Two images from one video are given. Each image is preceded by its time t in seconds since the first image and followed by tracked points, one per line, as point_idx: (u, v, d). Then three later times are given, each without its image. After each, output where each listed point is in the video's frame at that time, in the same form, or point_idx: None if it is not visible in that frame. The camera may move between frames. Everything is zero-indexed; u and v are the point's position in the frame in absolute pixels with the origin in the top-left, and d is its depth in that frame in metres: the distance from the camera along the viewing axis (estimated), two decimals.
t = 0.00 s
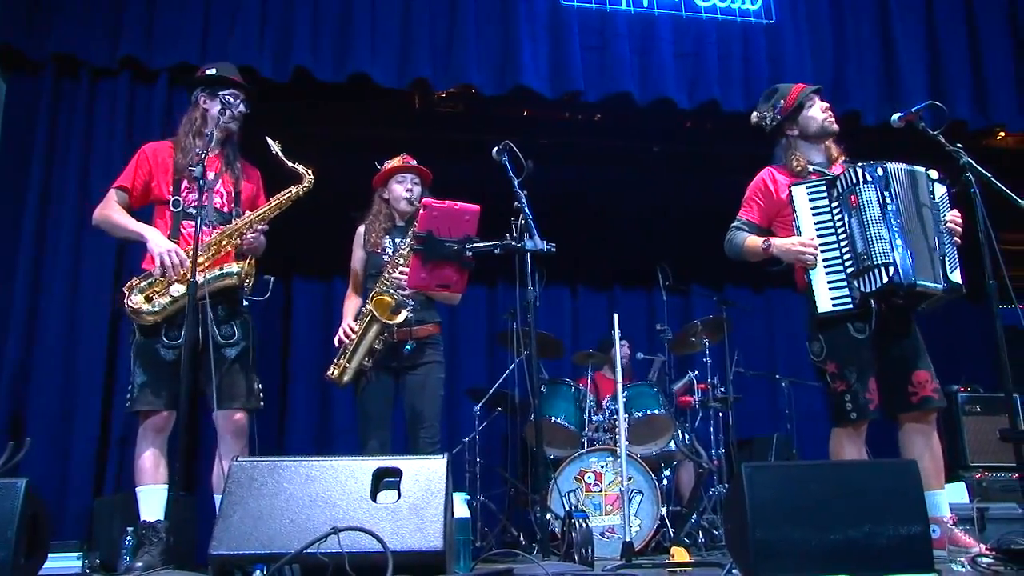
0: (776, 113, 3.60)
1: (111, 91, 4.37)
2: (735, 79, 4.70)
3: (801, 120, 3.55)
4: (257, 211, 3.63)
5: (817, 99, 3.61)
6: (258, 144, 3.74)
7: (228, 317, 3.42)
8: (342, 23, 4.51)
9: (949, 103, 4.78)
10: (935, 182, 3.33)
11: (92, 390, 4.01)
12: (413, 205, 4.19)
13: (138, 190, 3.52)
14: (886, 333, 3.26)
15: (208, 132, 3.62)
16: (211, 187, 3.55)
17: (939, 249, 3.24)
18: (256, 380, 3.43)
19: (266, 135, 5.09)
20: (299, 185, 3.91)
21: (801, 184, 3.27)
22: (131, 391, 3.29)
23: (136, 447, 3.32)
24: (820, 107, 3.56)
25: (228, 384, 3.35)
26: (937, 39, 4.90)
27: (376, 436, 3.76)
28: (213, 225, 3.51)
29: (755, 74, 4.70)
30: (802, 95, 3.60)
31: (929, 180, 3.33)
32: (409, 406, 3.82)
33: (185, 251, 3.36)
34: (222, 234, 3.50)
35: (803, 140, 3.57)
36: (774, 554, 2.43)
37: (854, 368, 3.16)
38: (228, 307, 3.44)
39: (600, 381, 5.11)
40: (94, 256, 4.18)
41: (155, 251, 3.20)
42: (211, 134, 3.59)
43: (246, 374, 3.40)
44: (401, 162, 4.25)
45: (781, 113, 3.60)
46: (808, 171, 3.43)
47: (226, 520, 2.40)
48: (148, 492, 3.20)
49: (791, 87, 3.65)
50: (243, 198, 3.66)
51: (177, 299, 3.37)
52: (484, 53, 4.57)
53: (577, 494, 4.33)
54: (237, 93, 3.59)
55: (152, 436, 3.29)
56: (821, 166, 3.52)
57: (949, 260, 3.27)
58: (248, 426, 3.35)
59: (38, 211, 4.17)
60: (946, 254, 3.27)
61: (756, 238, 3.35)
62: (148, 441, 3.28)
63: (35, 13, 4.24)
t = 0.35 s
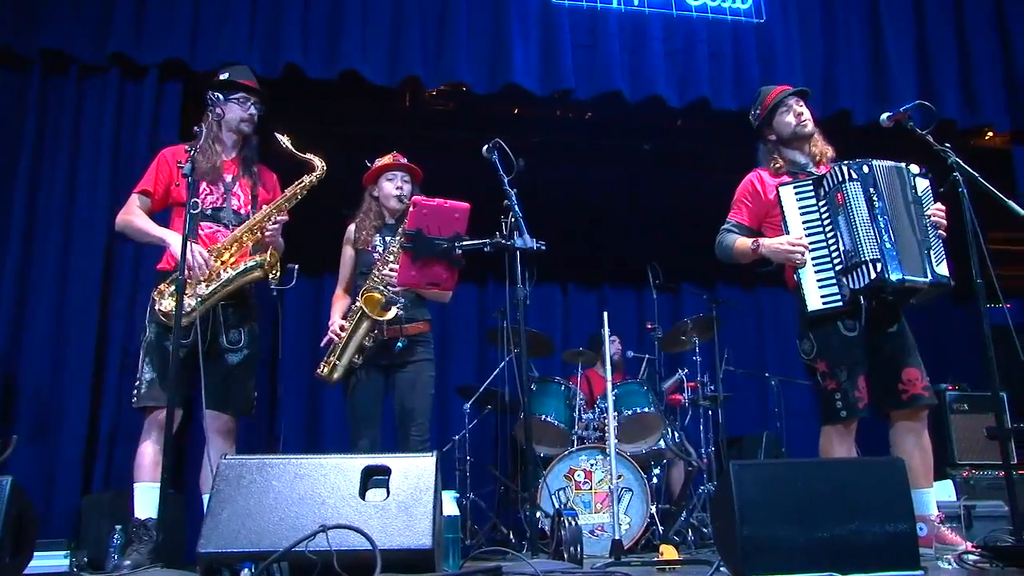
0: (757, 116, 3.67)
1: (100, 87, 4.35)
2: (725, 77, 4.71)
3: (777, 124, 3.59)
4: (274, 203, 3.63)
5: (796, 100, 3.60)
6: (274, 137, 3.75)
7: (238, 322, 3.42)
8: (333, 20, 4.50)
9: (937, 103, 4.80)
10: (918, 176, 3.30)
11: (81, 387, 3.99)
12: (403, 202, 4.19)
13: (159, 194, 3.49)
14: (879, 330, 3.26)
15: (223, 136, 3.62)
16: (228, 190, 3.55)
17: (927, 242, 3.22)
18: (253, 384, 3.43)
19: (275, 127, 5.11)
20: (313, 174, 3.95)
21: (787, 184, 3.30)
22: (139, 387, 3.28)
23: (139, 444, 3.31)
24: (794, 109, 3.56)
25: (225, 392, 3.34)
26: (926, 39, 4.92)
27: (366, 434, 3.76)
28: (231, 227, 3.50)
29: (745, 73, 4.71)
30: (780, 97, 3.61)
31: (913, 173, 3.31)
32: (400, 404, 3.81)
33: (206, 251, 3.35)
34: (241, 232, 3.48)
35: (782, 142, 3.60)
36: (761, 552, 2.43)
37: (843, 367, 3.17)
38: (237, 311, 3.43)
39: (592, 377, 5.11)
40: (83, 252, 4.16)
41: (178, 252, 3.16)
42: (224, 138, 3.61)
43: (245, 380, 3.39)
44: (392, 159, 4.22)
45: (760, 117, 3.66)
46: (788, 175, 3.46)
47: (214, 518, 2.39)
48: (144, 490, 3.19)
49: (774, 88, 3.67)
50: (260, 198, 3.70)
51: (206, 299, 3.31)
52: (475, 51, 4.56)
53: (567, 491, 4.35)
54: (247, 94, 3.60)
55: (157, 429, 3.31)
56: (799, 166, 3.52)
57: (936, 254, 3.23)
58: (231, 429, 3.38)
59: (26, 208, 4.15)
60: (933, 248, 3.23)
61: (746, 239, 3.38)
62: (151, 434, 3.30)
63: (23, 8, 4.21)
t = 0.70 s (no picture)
0: (752, 120, 3.68)
1: (90, 85, 4.32)
2: (716, 79, 4.71)
3: (772, 126, 3.59)
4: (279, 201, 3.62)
5: (790, 102, 3.61)
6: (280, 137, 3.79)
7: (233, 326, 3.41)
8: (324, 20, 4.50)
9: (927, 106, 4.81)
10: (911, 176, 3.29)
11: (68, 387, 3.97)
12: (393, 202, 4.19)
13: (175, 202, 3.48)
14: (873, 331, 3.23)
15: (232, 141, 3.62)
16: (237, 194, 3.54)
17: (920, 240, 3.22)
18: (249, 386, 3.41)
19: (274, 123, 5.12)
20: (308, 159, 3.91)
21: (783, 187, 3.30)
22: (134, 384, 3.25)
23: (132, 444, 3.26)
24: (789, 111, 3.56)
25: (222, 391, 3.33)
26: (916, 42, 4.93)
27: (356, 435, 3.75)
28: (239, 230, 3.49)
29: (736, 75, 4.72)
30: (774, 100, 3.61)
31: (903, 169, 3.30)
32: (390, 402, 3.81)
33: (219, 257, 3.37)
34: (247, 235, 3.51)
35: (778, 145, 3.60)
36: (749, 554, 2.44)
37: (836, 367, 3.18)
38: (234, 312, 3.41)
39: (581, 378, 5.12)
40: (72, 252, 4.14)
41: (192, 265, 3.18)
42: (233, 142, 3.61)
43: (242, 382, 3.37)
44: (381, 159, 4.20)
45: (755, 120, 3.66)
46: (784, 176, 3.46)
47: (201, 518, 2.38)
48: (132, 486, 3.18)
49: (768, 92, 3.68)
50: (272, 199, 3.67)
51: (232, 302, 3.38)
52: (466, 51, 4.56)
53: (556, 492, 4.35)
54: (251, 97, 3.61)
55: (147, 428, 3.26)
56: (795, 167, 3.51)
57: (927, 251, 3.22)
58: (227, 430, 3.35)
59: (13, 207, 4.12)
60: (925, 245, 3.22)
61: (742, 241, 3.38)
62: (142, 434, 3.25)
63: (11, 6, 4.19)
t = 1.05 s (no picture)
0: (767, 119, 3.66)
1: (81, 85, 4.31)
2: (709, 82, 4.72)
3: (787, 130, 3.59)
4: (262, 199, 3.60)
5: (806, 107, 3.60)
6: (266, 137, 3.71)
7: (222, 327, 3.38)
8: (316, 21, 4.49)
9: (918, 110, 4.83)
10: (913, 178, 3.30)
11: (57, 388, 3.95)
12: (384, 204, 4.18)
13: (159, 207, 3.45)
14: (878, 335, 3.27)
15: (216, 144, 3.61)
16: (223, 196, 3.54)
17: (925, 242, 3.22)
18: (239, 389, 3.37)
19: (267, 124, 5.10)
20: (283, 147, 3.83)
21: (792, 191, 3.33)
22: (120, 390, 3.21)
23: (115, 450, 3.23)
24: (805, 116, 3.55)
25: (207, 399, 3.30)
26: (907, 46, 4.95)
27: (347, 437, 3.75)
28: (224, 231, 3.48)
29: (729, 78, 4.73)
30: (791, 103, 3.60)
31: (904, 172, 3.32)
32: (381, 403, 3.80)
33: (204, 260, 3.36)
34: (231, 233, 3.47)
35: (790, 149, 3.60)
36: (738, 556, 2.44)
37: (840, 370, 3.20)
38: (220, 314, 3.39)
39: (571, 382, 5.09)
40: (63, 252, 4.12)
41: (176, 271, 3.20)
42: (217, 145, 3.60)
43: (233, 383, 3.34)
44: (371, 162, 4.24)
45: (769, 121, 3.65)
46: (793, 181, 3.48)
47: (192, 520, 2.38)
48: (114, 491, 3.17)
49: (785, 94, 3.66)
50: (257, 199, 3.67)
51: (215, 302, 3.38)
52: (458, 52, 4.56)
53: (547, 494, 4.34)
54: (236, 99, 3.60)
55: (131, 436, 3.22)
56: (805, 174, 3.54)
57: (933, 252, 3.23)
58: (217, 431, 3.32)
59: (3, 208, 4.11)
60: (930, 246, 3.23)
61: (751, 245, 3.39)
62: (125, 443, 3.22)
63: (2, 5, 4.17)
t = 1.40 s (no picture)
0: (818, 112, 3.74)
1: (69, 85, 4.28)
2: (698, 84, 4.73)
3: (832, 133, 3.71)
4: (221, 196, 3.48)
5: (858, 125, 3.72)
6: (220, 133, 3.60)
7: (185, 327, 3.36)
8: (305, 22, 4.49)
9: (906, 113, 4.86)
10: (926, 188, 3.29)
11: (44, 389, 3.94)
12: (373, 205, 4.19)
13: (118, 207, 3.44)
14: (883, 338, 3.29)
15: (174, 145, 3.57)
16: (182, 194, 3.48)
17: (936, 251, 3.23)
18: (210, 389, 3.35)
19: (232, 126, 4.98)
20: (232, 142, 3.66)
21: (807, 193, 3.32)
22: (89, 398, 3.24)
23: (97, 459, 3.22)
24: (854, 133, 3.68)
25: (179, 394, 3.28)
26: (895, 49, 4.98)
27: (337, 438, 3.75)
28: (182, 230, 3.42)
29: (717, 80, 4.74)
30: (847, 114, 3.70)
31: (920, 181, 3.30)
32: (370, 407, 3.80)
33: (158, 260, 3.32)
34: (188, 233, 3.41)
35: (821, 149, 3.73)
36: (724, 557, 2.45)
37: (845, 369, 3.21)
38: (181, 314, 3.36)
39: (558, 385, 5.07)
40: (50, 254, 4.10)
41: (131, 272, 3.19)
42: (174, 146, 3.56)
43: (202, 382, 3.31)
44: (361, 162, 4.24)
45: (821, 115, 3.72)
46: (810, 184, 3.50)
47: (179, 521, 2.37)
48: (101, 496, 3.16)
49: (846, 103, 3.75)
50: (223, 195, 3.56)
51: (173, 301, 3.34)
52: (448, 54, 4.56)
53: (536, 495, 4.34)
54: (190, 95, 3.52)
55: (111, 440, 3.24)
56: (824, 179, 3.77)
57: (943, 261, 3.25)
58: (193, 432, 3.33)
59: None
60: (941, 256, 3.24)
61: (763, 243, 3.38)
62: (106, 447, 3.24)
63: None
